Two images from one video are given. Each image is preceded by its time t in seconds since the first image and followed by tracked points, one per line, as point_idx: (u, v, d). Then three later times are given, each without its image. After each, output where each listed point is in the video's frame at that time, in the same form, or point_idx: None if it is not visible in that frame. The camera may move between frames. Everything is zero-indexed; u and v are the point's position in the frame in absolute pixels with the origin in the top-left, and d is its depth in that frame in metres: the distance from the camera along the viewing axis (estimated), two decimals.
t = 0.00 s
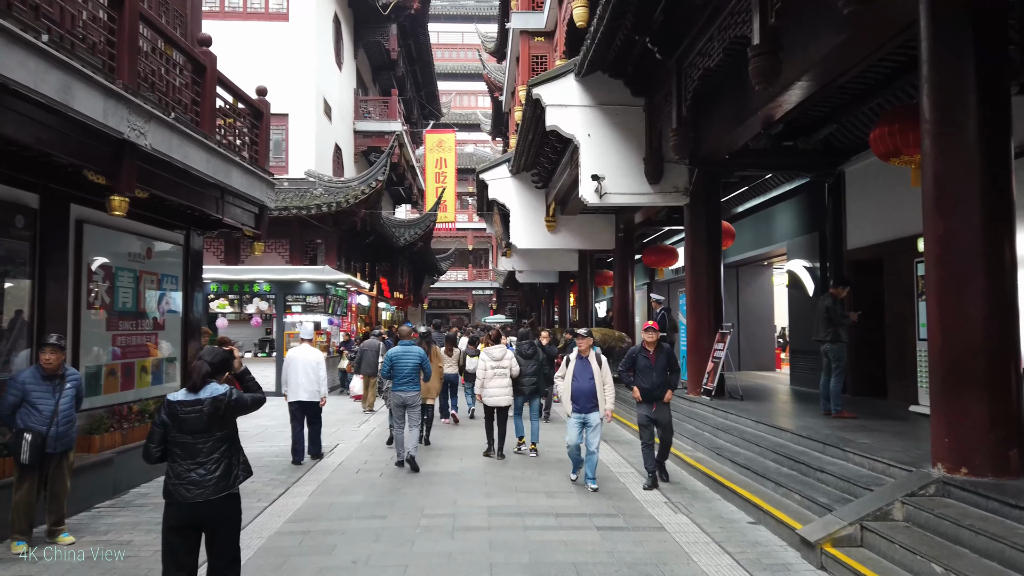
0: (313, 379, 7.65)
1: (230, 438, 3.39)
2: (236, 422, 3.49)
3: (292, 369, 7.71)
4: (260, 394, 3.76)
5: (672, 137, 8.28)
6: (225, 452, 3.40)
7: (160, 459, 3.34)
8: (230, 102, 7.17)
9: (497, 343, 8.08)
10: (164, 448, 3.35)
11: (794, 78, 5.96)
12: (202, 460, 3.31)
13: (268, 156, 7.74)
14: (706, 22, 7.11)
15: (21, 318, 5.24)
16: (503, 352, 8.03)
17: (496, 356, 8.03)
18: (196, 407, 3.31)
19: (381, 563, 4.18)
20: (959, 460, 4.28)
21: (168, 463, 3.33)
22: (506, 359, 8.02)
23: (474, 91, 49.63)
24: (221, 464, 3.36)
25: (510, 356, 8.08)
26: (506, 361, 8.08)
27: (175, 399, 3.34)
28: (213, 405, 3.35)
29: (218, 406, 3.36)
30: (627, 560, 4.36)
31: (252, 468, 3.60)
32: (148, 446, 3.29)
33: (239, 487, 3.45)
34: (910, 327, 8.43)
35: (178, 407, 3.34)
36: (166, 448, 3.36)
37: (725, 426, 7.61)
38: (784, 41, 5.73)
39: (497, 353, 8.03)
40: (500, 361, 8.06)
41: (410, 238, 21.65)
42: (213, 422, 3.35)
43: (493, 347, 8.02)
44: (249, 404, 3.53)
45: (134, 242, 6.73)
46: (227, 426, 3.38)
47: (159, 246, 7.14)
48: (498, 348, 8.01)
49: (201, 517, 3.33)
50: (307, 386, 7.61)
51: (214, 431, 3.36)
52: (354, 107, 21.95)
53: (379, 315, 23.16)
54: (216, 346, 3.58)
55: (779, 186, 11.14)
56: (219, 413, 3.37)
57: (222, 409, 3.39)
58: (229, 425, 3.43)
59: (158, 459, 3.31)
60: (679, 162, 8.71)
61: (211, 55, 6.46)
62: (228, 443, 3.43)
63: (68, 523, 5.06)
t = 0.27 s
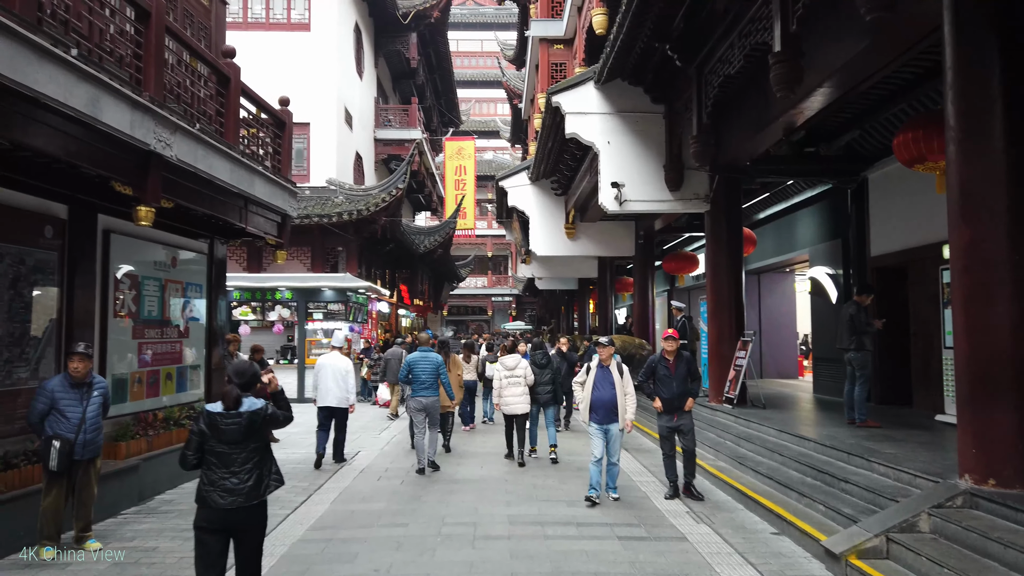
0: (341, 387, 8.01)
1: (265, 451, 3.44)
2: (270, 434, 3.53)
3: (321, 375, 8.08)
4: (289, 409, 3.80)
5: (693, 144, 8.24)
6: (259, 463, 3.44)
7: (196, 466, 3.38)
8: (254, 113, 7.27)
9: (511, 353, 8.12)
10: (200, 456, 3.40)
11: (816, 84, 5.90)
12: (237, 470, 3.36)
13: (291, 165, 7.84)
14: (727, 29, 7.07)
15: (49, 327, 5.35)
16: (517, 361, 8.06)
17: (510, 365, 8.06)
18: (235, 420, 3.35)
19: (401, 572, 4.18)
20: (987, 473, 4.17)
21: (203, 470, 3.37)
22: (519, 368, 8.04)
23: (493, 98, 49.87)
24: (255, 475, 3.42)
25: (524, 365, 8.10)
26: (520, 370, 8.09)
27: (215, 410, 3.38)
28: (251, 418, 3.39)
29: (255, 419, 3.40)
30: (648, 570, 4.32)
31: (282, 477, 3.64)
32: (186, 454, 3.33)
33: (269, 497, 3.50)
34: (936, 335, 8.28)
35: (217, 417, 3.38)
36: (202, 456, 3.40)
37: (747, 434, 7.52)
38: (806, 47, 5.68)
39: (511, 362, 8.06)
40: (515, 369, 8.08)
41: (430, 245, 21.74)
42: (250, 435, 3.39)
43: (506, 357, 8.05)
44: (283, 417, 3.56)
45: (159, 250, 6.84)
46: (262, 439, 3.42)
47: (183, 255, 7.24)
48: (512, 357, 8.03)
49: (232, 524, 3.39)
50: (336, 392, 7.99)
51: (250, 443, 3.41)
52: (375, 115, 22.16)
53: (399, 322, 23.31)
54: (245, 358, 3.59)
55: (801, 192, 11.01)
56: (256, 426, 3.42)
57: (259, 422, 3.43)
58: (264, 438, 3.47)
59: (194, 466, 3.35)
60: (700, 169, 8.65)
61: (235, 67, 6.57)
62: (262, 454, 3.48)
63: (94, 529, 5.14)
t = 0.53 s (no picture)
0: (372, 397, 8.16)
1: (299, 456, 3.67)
2: (303, 441, 3.76)
3: (351, 385, 8.21)
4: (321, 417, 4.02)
5: (714, 155, 8.19)
6: (292, 468, 3.67)
7: (234, 469, 3.59)
8: (278, 127, 7.39)
9: (529, 362, 8.33)
10: (238, 460, 3.61)
11: (839, 94, 5.84)
12: (273, 473, 3.57)
13: (314, 178, 7.93)
14: (749, 39, 7.02)
15: (79, 340, 5.48)
16: (534, 369, 8.27)
17: (527, 373, 8.27)
18: (273, 426, 3.58)
19: None
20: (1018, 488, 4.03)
21: (241, 473, 3.58)
22: (536, 376, 8.23)
23: (515, 109, 50.11)
24: (289, 479, 3.63)
25: (541, 374, 8.30)
26: (537, 378, 8.30)
27: (255, 416, 3.62)
28: (289, 424, 3.64)
29: (292, 426, 3.65)
30: None
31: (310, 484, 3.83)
32: (226, 456, 3.55)
33: (301, 500, 3.70)
34: (965, 347, 8.11)
35: (256, 423, 3.61)
36: (239, 460, 3.61)
37: (771, 447, 7.41)
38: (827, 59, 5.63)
39: (527, 371, 8.27)
40: (532, 378, 8.29)
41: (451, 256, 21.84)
42: (286, 440, 3.63)
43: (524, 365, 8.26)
44: (316, 426, 3.80)
45: (185, 263, 6.96)
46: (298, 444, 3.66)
47: (207, 267, 7.34)
48: (529, 365, 8.23)
49: (265, 524, 3.57)
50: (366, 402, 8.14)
51: (286, 448, 3.64)
52: (397, 128, 22.38)
53: (421, 333, 23.38)
54: (284, 368, 3.84)
55: (824, 202, 10.89)
56: (292, 431, 3.66)
57: (296, 429, 3.68)
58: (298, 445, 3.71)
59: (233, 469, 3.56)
60: (721, 180, 8.58)
61: (260, 82, 6.68)
62: (296, 458, 3.70)
63: (121, 539, 5.21)
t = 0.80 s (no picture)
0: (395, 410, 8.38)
1: (322, 466, 3.81)
2: (329, 451, 3.90)
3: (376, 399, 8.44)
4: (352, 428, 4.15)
5: (735, 167, 8.13)
6: (319, 477, 3.83)
7: (265, 478, 3.81)
8: (301, 143, 7.49)
9: (547, 377, 8.47)
10: (269, 469, 3.83)
11: (861, 106, 5.78)
12: (297, 482, 3.74)
13: (336, 193, 8.02)
14: (769, 52, 6.99)
15: (105, 355, 5.57)
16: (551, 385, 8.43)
17: (544, 388, 8.43)
18: (297, 436, 3.76)
19: None
20: None
21: (270, 481, 3.79)
22: (554, 392, 8.37)
23: (534, 123, 50.30)
24: (313, 488, 3.78)
25: (559, 390, 8.45)
26: (554, 394, 8.44)
27: (281, 427, 3.81)
28: (311, 435, 3.78)
29: (316, 436, 3.79)
30: None
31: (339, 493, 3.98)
32: (256, 465, 3.77)
33: (328, 510, 3.85)
34: (994, 360, 7.92)
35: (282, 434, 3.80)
36: (270, 468, 3.83)
37: (796, 463, 7.27)
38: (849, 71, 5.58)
39: (546, 386, 8.40)
40: (549, 393, 8.43)
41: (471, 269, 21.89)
42: (310, 450, 3.79)
43: (542, 380, 8.43)
44: (343, 437, 3.92)
45: (209, 277, 7.06)
46: (321, 454, 3.80)
47: (231, 282, 7.43)
48: (547, 381, 8.40)
49: (292, 531, 3.75)
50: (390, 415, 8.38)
51: (309, 458, 3.79)
52: (417, 142, 22.58)
53: (441, 346, 23.42)
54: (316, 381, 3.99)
55: (847, 214, 10.75)
56: (316, 442, 3.80)
57: (317, 440, 3.80)
58: (322, 455, 3.85)
59: (263, 477, 3.78)
60: (742, 192, 8.52)
61: (283, 99, 6.79)
62: (322, 467, 3.86)
63: (144, 551, 5.26)
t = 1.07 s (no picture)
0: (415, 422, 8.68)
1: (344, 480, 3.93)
2: (354, 466, 4.02)
3: (398, 411, 8.74)
4: (378, 443, 4.27)
5: (755, 182, 8.09)
6: (343, 491, 3.96)
7: (294, 492, 3.98)
8: (322, 160, 7.59)
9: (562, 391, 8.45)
10: (298, 483, 4.01)
11: (881, 120, 5.73)
12: (321, 495, 3.88)
13: (356, 210, 8.10)
14: (788, 66, 6.96)
15: (129, 370, 5.65)
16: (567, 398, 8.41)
17: (560, 402, 8.40)
18: (320, 451, 3.90)
19: None
20: None
21: (298, 495, 3.96)
22: (569, 405, 8.35)
23: (552, 138, 50.50)
24: (335, 501, 3.90)
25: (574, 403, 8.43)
26: (571, 407, 8.42)
27: (305, 443, 3.97)
28: (333, 450, 3.91)
29: (338, 451, 3.91)
30: None
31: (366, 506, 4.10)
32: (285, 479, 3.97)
33: (352, 522, 3.97)
34: (1021, 377, 7.76)
35: (308, 449, 3.97)
36: (299, 483, 4.01)
37: (818, 480, 7.14)
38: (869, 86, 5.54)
39: (563, 400, 8.39)
40: (565, 406, 8.42)
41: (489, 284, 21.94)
42: (333, 464, 3.92)
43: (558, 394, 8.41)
44: (367, 453, 4.03)
45: (231, 293, 7.15)
46: (343, 468, 3.92)
47: (252, 297, 7.52)
48: (563, 394, 8.37)
49: (318, 543, 3.89)
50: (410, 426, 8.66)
51: (331, 472, 3.92)
52: (435, 158, 22.77)
53: (459, 360, 23.43)
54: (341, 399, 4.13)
55: (868, 228, 10.63)
56: (338, 457, 3.92)
57: (338, 454, 3.92)
58: (345, 469, 3.97)
59: (292, 491, 3.96)
60: (762, 207, 8.46)
61: (305, 117, 6.88)
62: (347, 482, 3.99)
63: (164, 565, 5.29)
